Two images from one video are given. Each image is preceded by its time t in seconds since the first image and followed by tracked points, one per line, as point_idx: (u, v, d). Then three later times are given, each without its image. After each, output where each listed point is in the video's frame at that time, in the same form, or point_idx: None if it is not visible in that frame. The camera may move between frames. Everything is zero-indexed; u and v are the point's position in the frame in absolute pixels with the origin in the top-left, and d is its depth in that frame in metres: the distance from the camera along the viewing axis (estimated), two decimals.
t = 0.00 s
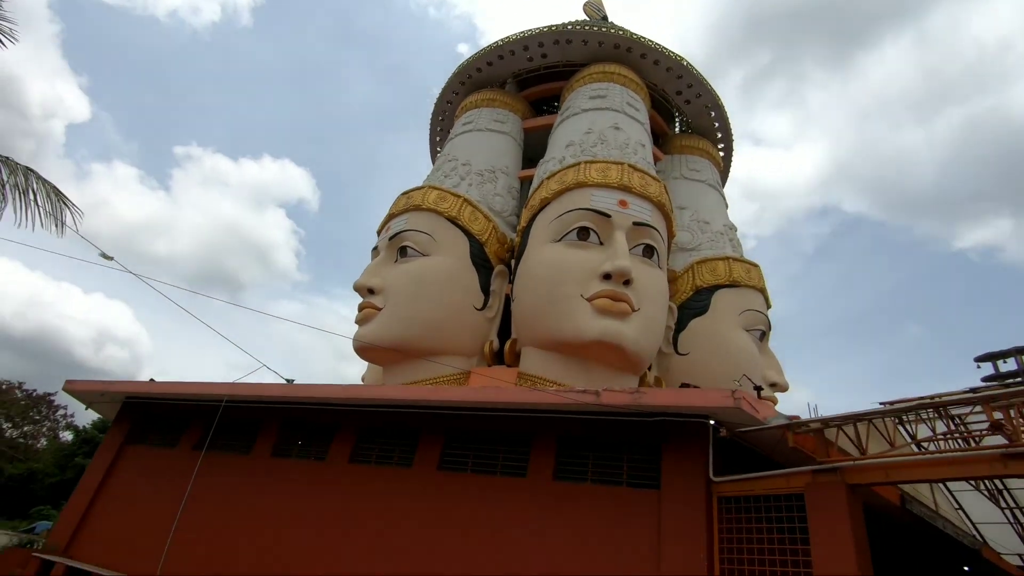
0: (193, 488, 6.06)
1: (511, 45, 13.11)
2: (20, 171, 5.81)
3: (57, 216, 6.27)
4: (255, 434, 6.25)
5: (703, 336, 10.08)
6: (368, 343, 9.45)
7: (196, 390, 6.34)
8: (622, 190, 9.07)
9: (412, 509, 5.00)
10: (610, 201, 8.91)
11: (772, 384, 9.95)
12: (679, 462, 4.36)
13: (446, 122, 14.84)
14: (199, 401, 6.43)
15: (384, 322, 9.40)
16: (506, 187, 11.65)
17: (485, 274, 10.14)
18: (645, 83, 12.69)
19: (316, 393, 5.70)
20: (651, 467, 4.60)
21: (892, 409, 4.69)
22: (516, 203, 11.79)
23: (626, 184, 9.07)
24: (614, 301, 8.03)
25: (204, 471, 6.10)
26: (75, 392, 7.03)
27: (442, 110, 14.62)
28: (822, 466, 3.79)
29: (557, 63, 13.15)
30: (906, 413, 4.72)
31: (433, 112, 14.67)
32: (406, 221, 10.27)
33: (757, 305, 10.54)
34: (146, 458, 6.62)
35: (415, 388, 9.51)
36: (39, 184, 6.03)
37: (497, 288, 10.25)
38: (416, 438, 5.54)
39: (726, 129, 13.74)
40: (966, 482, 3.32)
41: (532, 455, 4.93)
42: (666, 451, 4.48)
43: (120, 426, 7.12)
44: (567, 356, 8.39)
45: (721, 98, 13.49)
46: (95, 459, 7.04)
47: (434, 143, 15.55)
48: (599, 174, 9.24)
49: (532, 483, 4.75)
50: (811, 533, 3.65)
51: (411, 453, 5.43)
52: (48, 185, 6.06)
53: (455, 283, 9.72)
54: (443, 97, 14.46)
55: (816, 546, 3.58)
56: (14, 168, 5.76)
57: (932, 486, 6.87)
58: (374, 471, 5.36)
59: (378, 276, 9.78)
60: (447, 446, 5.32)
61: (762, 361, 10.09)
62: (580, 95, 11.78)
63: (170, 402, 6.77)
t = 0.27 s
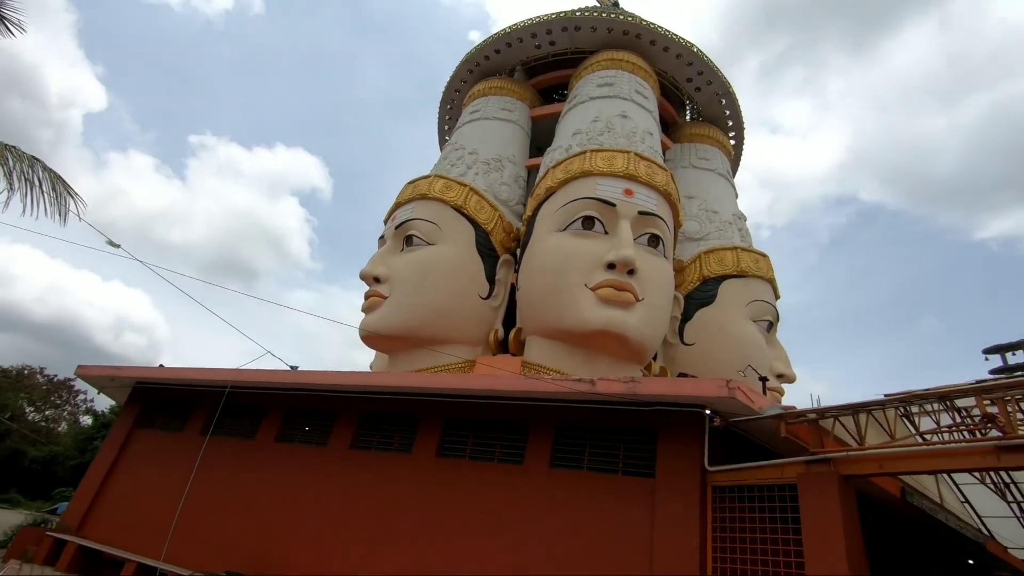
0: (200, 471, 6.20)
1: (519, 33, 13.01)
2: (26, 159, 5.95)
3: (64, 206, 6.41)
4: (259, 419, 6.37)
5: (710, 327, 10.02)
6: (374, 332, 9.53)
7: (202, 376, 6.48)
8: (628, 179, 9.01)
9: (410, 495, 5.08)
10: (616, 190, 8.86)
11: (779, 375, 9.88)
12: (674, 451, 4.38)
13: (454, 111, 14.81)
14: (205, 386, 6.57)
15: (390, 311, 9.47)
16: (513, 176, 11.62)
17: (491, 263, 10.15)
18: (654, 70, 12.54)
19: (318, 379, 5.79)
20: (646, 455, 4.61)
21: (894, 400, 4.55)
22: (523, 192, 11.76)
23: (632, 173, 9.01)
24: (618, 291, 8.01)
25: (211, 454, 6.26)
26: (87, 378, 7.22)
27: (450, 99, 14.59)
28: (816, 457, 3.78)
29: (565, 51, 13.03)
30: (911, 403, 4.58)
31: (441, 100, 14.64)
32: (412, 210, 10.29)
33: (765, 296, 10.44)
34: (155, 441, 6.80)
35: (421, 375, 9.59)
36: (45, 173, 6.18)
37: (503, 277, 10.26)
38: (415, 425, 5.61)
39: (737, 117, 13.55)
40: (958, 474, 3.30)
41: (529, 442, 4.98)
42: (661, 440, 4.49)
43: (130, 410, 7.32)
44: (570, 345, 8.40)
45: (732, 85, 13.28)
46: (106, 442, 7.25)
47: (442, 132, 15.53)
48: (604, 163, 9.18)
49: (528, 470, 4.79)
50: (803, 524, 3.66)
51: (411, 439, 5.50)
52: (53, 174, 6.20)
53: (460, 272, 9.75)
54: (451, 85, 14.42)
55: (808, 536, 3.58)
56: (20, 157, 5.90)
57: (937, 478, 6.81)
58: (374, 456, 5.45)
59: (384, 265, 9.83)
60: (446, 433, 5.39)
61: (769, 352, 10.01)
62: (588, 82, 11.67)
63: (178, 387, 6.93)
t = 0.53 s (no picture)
0: (218, 472, 6.36)
1: (531, 38, 13.10)
2: (51, 173, 6.20)
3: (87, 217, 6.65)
4: (275, 422, 6.52)
5: (723, 330, 9.96)
6: (388, 336, 9.66)
7: (220, 380, 6.66)
8: (639, 183, 9.02)
9: (421, 497, 5.16)
10: (627, 194, 8.88)
11: (795, 380, 9.78)
12: (681, 457, 4.39)
13: (467, 116, 14.94)
14: (223, 390, 6.75)
15: (403, 315, 9.59)
16: (525, 181, 11.70)
17: (503, 267, 10.23)
18: (666, 74, 12.53)
19: (331, 384, 5.92)
20: (653, 460, 4.63)
21: (906, 404, 4.41)
22: (535, 196, 11.83)
23: (644, 177, 9.02)
24: (629, 295, 8.02)
25: (228, 456, 6.43)
26: (111, 381, 7.46)
27: (464, 105, 14.73)
28: (822, 462, 3.78)
29: (577, 55, 13.08)
30: (923, 407, 4.43)
31: (455, 106, 14.79)
32: (425, 216, 10.42)
33: (780, 299, 10.35)
34: (176, 444, 7.00)
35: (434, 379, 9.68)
36: (70, 185, 6.43)
37: (515, 282, 10.33)
38: (426, 429, 5.69)
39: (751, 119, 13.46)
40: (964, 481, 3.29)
41: (537, 447, 5.03)
42: (668, 445, 4.51)
43: (151, 414, 7.54)
44: (582, 349, 8.43)
45: (746, 87, 13.20)
46: (129, 445, 7.46)
47: (455, 137, 15.67)
48: (615, 168, 9.20)
49: (536, 474, 4.84)
50: (809, 530, 3.67)
51: (421, 442, 5.59)
52: (78, 187, 6.45)
53: (472, 276, 9.84)
54: (464, 91, 14.56)
55: (813, 543, 3.58)
56: (46, 170, 6.15)
57: (956, 485, 6.69)
58: (386, 459, 5.54)
59: (398, 270, 9.96)
60: (456, 437, 5.46)
61: (784, 356, 9.92)
62: (600, 87, 11.71)
63: (197, 390, 7.12)
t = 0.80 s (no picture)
0: (239, 473, 6.55)
1: (541, 41, 13.18)
2: (79, 183, 6.44)
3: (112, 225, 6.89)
4: (294, 424, 6.69)
5: (737, 329, 9.93)
6: (403, 338, 9.81)
7: (240, 383, 6.85)
8: (650, 183, 9.04)
9: (436, 496, 5.27)
10: (637, 195, 8.91)
11: (810, 377, 9.71)
12: (689, 455, 4.44)
13: (479, 119, 15.06)
14: (243, 393, 6.94)
15: (418, 318, 9.73)
16: (537, 182, 11.78)
17: (515, 269, 10.32)
18: (677, 72, 12.51)
19: (347, 386, 6.07)
20: (662, 459, 4.68)
21: (917, 402, 4.36)
22: (547, 197, 11.90)
23: (654, 177, 9.03)
24: (640, 295, 8.05)
25: (249, 457, 6.61)
26: (137, 385, 7.71)
27: (475, 108, 14.86)
28: (830, 460, 3.80)
29: (587, 56, 13.12)
30: (936, 404, 4.37)
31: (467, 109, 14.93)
32: (438, 219, 10.55)
33: (794, 297, 10.28)
34: (198, 445, 7.21)
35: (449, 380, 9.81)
36: (96, 194, 6.67)
37: (528, 283, 10.41)
38: (440, 430, 5.80)
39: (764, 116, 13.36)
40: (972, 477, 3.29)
41: (548, 446, 5.11)
42: (677, 444, 4.57)
43: (175, 417, 7.77)
44: (594, 350, 8.48)
45: (758, 84, 13.11)
46: (154, 446, 7.70)
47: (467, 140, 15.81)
48: (626, 168, 9.23)
49: (547, 473, 4.92)
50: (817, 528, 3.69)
51: (435, 443, 5.70)
52: (103, 196, 6.68)
53: (485, 278, 9.94)
54: (475, 94, 14.68)
55: (821, 540, 3.61)
56: (74, 181, 6.39)
57: (975, 483, 6.61)
58: (401, 459, 5.67)
59: (412, 273, 10.11)
60: (469, 437, 5.56)
61: (799, 354, 9.85)
62: (610, 87, 11.74)
63: (218, 393, 7.32)
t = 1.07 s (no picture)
0: (260, 469, 6.71)
1: (549, 34, 13.14)
2: (100, 189, 6.62)
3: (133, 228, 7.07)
4: (312, 420, 6.83)
5: (752, 320, 9.85)
6: (417, 335, 9.91)
7: (260, 381, 7.02)
8: (661, 175, 9.00)
9: (451, 490, 5.35)
10: (648, 187, 8.87)
11: (828, 368, 9.60)
12: (700, 446, 4.45)
13: (489, 115, 15.09)
14: (262, 391, 7.11)
15: (432, 314, 9.81)
16: (548, 177, 11.79)
17: (528, 264, 10.36)
18: (688, 62, 12.39)
19: (362, 383, 6.19)
20: (674, 450, 4.70)
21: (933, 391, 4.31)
22: (558, 192, 11.90)
23: (665, 168, 8.99)
24: (652, 287, 8.04)
25: (269, 454, 6.77)
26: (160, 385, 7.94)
27: (486, 104, 14.89)
28: (841, 449, 3.80)
29: (596, 49, 13.06)
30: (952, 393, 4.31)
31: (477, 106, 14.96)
32: (451, 216, 10.63)
33: (811, 286, 10.16)
34: (221, 443, 7.40)
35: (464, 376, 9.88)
36: (117, 199, 6.84)
37: (541, 278, 10.44)
38: (454, 425, 5.88)
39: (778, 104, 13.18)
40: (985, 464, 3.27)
41: (560, 439, 5.16)
42: (688, 435, 4.59)
43: (198, 415, 7.98)
44: (607, 343, 8.49)
45: (771, 71, 12.93)
46: (178, 445, 7.92)
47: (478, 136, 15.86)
48: (636, 160, 9.20)
49: (559, 466, 4.97)
50: (828, 517, 3.70)
51: (449, 437, 5.79)
52: (124, 201, 6.86)
53: (497, 274, 10.00)
54: (485, 90, 14.71)
55: (832, 529, 3.62)
56: (94, 187, 6.56)
57: (998, 472, 6.51)
58: (416, 454, 5.76)
59: (425, 270, 10.20)
60: (482, 431, 5.64)
61: (816, 344, 9.74)
62: (620, 79, 11.67)
63: (238, 392, 7.50)
